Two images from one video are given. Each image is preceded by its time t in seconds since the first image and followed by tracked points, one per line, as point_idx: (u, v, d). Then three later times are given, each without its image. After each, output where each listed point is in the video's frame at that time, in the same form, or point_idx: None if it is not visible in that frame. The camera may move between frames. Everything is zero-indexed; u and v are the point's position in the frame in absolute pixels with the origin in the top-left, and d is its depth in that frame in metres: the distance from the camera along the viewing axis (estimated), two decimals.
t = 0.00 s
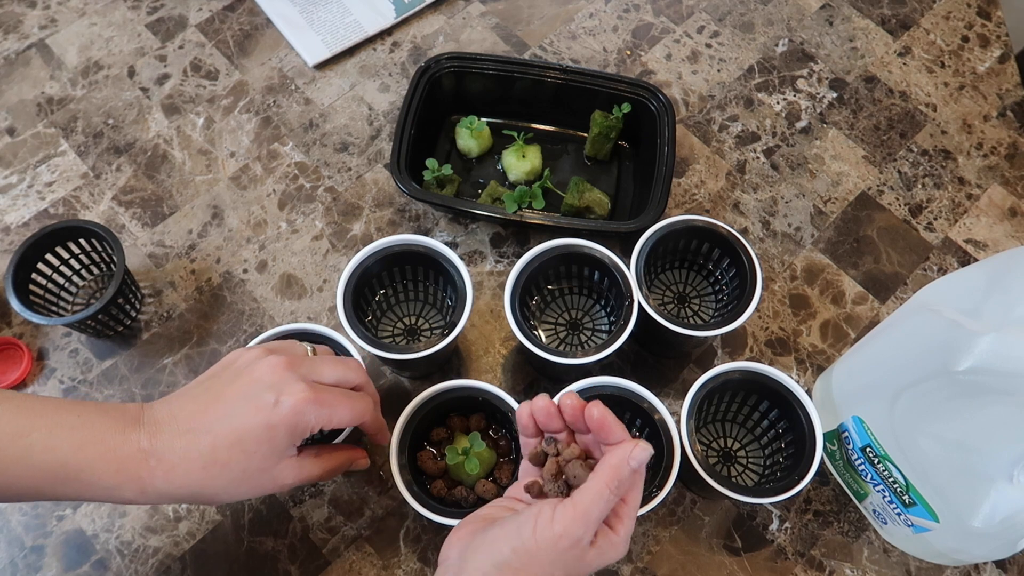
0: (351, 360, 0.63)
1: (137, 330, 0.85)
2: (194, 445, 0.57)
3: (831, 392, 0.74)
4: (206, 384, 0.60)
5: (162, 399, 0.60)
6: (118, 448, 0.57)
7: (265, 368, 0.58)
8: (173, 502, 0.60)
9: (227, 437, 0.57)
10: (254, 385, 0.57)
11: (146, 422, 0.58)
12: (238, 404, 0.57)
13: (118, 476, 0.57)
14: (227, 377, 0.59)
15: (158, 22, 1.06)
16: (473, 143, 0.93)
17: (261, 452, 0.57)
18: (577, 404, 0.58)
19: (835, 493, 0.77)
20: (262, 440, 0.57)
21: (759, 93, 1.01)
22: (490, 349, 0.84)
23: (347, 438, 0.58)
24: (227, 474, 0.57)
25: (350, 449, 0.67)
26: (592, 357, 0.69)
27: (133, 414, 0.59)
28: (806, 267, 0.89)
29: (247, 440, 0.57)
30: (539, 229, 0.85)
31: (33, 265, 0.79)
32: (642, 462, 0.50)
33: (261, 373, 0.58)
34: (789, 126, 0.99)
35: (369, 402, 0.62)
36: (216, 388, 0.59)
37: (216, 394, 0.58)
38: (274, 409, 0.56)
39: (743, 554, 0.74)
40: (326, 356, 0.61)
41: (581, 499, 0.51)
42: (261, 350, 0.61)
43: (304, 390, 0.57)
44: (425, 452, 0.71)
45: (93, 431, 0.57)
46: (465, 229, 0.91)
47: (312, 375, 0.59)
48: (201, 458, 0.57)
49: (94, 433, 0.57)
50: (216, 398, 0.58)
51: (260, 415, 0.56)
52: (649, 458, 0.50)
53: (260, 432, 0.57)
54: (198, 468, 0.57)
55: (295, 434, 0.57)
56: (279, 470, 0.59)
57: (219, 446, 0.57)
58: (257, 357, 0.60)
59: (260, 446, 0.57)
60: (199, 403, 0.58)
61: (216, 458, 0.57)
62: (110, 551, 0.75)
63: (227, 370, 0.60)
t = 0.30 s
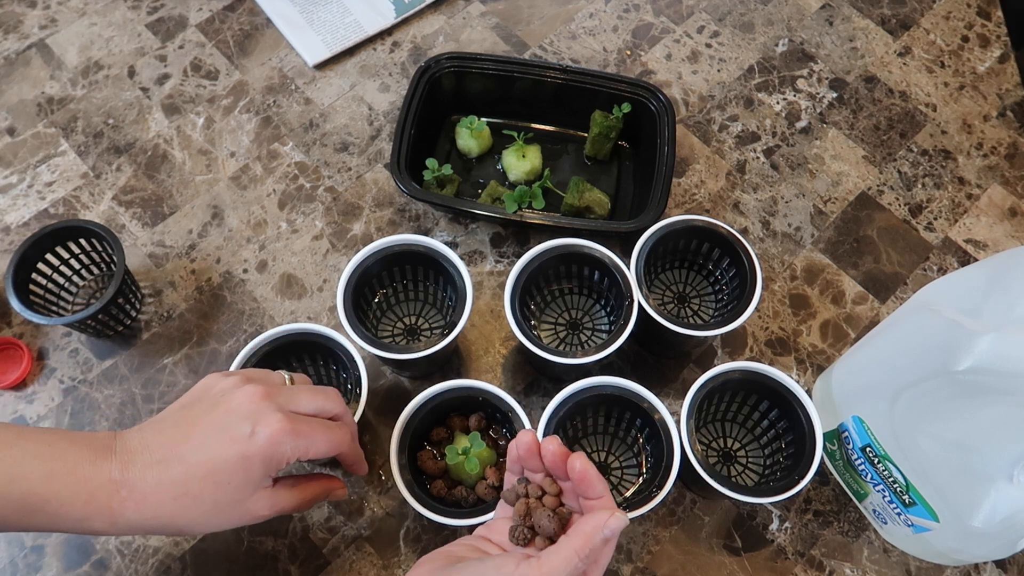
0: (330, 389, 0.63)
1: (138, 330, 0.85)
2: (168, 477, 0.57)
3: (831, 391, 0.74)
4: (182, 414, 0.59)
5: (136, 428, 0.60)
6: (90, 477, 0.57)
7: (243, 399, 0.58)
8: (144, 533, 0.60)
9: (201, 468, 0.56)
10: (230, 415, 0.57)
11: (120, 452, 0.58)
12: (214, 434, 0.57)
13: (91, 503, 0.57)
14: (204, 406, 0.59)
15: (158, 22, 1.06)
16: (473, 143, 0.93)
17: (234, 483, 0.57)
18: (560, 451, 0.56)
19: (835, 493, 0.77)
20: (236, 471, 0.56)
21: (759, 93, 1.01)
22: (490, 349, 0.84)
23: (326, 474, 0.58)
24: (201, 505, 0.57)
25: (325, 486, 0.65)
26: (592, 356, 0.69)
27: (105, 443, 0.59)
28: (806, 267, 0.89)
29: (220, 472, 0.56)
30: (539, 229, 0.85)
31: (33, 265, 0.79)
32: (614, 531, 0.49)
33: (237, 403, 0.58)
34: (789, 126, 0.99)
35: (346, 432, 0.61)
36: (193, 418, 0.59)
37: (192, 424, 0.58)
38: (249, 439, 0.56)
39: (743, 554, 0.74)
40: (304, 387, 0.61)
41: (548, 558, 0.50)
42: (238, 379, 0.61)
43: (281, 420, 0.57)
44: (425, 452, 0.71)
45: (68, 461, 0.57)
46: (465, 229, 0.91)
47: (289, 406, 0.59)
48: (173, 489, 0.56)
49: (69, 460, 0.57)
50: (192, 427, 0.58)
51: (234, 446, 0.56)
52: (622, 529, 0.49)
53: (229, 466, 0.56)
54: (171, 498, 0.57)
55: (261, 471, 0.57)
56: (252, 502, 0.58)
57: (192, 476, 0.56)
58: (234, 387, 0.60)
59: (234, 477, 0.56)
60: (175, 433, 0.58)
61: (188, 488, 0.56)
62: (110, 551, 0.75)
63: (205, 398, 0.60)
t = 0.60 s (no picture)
0: (312, 381, 0.62)
1: (137, 330, 0.85)
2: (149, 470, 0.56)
3: (831, 392, 0.74)
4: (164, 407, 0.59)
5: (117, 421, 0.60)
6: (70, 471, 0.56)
7: (225, 391, 0.58)
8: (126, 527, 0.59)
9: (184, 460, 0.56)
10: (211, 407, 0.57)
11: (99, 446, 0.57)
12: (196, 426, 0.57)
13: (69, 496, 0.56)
14: (186, 398, 0.59)
15: (158, 22, 1.06)
16: (473, 143, 0.93)
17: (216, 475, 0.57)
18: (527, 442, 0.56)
19: (835, 493, 0.77)
20: (217, 463, 0.56)
21: (759, 93, 1.01)
22: (490, 349, 0.84)
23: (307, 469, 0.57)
24: (182, 497, 0.56)
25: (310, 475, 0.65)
26: (592, 356, 0.69)
27: (86, 436, 0.58)
28: (806, 267, 0.89)
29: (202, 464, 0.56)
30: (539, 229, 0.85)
31: (33, 265, 0.79)
32: (597, 504, 0.48)
33: (218, 395, 0.57)
34: (789, 126, 0.99)
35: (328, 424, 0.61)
36: (173, 410, 0.58)
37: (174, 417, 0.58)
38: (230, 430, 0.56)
39: (743, 554, 0.74)
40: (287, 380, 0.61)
41: (530, 537, 0.50)
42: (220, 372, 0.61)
43: (262, 411, 0.57)
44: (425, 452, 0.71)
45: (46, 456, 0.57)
46: (465, 229, 0.91)
47: (270, 397, 0.59)
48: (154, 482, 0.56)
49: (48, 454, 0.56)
50: (173, 419, 0.58)
51: (217, 438, 0.56)
52: (605, 503, 0.48)
53: (213, 457, 0.56)
54: (152, 490, 0.56)
55: (243, 462, 0.57)
56: (234, 493, 0.58)
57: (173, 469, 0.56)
58: (216, 380, 0.59)
59: (215, 469, 0.56)
60: (156, 426, 0.58)
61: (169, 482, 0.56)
62: (110, 551, 0.75)
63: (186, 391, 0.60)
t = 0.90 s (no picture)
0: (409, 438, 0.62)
1: (137, 330, 0.85)
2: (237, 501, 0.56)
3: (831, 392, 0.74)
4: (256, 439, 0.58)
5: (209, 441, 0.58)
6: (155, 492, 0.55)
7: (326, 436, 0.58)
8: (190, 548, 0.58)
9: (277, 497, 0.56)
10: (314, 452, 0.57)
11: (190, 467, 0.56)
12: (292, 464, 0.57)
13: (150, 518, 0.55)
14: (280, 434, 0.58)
15: (158, 22, 1.06)
16: (472, 143, 0.93)
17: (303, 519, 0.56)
18: (514, 368, 0.58)
19: (835, 493, 0.77)
20: (297, 520, 0.56)
21: (759, 93, 1.01)
22: (490, 349, 0.84)
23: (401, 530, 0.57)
24: (256, 540, 0.56)
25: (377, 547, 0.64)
26: (591, 357, 0.69)
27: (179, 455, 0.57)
28: (806, 267, 0.89)
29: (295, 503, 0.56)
30: (539, 229, 0.85)
31: (33, 265, 0.79)
32: (585, 428, 0.49)
33: (319, 454, 0.57)
34: (789, 126, 0.99)
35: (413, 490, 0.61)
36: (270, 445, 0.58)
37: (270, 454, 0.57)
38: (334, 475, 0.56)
39: (743, 554, 0.74)
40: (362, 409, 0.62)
41: (526, 471, 0.52)
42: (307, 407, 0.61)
43: (356, 485, 0.57)
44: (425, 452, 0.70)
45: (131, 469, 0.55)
46: (465, 229, 0.91)
47: (364, 463, 0.58)
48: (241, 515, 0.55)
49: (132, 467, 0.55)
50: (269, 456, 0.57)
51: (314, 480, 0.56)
52: (591, 426, 0.49)
53: (306, 507, 0.56)
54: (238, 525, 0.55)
55: (344, 517, 0.57)
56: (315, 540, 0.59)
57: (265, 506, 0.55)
58: (313, 427, 0.59)
59: (294, 524, 0.56)
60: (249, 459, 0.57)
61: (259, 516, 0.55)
62: (110, 551, 0.75)
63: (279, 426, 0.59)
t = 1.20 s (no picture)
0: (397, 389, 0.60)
1: (138, 330, 0.85)
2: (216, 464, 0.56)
3: (831, 392, 0.74)
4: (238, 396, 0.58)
5: (192, 404, 0.58)
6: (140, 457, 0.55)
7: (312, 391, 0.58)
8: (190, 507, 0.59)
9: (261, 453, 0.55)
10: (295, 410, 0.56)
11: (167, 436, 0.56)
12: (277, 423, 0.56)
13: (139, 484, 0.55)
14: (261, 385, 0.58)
15: (158, 22, 1.06)
16: (472, 143, 0.93)
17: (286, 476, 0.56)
18: (519, 429, 0.50)
19: (835, 493, 0.77)
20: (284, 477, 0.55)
21: (759, 93, 1.01)
22: (490, 349, 0.84)
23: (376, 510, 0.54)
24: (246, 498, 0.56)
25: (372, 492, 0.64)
26: (592, 356, 0.69)
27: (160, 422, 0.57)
28: (806, 267, 0.89)
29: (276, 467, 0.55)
30: (539, 229, 0.85)
31: (33, 265, 0.79)
32: (585, 523, 0.45)
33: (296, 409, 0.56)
34: (789, 126, 0.99)
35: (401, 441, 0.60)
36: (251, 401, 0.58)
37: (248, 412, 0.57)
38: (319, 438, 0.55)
39: (742, 554, 0.74)
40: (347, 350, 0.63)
41: (515, 554, 0.48)
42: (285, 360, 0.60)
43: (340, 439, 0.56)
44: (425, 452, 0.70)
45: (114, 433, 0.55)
46: (465, 229, 0.91)
47: (350, 416, 0.57)
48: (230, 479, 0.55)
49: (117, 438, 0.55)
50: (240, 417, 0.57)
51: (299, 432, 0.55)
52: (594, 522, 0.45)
53: (290, 465, 0.55)
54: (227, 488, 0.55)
55: (326, 473, 0.56)
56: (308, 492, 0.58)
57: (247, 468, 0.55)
58: (297, 383, 0.58)
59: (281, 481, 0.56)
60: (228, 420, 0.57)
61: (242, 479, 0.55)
62: (110, 551, 0.75)
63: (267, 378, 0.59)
